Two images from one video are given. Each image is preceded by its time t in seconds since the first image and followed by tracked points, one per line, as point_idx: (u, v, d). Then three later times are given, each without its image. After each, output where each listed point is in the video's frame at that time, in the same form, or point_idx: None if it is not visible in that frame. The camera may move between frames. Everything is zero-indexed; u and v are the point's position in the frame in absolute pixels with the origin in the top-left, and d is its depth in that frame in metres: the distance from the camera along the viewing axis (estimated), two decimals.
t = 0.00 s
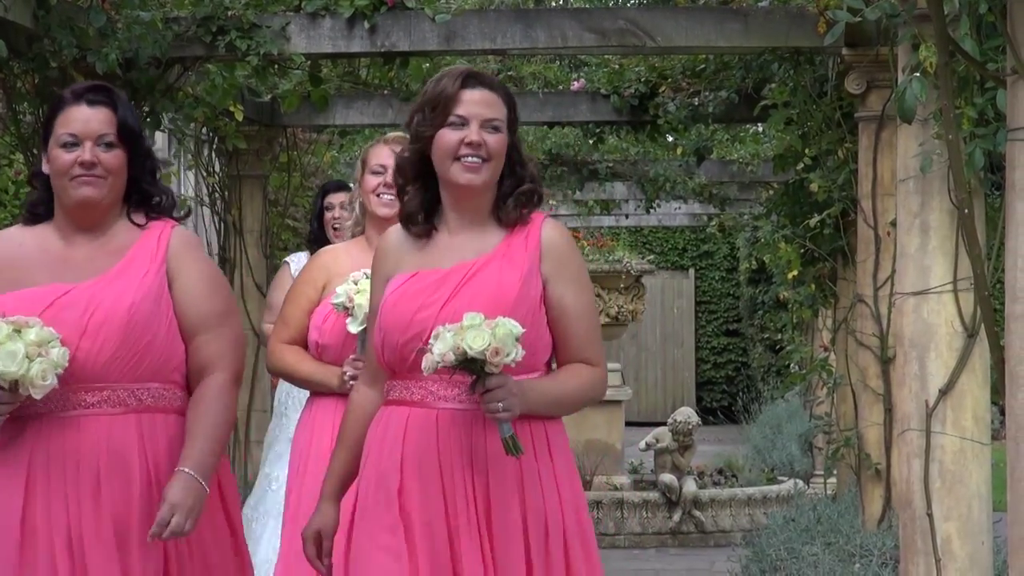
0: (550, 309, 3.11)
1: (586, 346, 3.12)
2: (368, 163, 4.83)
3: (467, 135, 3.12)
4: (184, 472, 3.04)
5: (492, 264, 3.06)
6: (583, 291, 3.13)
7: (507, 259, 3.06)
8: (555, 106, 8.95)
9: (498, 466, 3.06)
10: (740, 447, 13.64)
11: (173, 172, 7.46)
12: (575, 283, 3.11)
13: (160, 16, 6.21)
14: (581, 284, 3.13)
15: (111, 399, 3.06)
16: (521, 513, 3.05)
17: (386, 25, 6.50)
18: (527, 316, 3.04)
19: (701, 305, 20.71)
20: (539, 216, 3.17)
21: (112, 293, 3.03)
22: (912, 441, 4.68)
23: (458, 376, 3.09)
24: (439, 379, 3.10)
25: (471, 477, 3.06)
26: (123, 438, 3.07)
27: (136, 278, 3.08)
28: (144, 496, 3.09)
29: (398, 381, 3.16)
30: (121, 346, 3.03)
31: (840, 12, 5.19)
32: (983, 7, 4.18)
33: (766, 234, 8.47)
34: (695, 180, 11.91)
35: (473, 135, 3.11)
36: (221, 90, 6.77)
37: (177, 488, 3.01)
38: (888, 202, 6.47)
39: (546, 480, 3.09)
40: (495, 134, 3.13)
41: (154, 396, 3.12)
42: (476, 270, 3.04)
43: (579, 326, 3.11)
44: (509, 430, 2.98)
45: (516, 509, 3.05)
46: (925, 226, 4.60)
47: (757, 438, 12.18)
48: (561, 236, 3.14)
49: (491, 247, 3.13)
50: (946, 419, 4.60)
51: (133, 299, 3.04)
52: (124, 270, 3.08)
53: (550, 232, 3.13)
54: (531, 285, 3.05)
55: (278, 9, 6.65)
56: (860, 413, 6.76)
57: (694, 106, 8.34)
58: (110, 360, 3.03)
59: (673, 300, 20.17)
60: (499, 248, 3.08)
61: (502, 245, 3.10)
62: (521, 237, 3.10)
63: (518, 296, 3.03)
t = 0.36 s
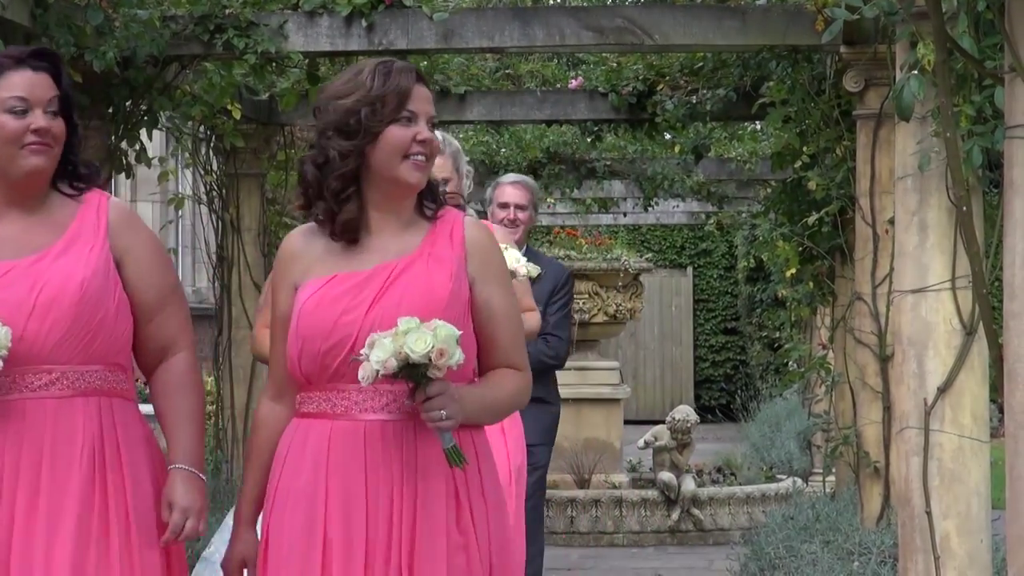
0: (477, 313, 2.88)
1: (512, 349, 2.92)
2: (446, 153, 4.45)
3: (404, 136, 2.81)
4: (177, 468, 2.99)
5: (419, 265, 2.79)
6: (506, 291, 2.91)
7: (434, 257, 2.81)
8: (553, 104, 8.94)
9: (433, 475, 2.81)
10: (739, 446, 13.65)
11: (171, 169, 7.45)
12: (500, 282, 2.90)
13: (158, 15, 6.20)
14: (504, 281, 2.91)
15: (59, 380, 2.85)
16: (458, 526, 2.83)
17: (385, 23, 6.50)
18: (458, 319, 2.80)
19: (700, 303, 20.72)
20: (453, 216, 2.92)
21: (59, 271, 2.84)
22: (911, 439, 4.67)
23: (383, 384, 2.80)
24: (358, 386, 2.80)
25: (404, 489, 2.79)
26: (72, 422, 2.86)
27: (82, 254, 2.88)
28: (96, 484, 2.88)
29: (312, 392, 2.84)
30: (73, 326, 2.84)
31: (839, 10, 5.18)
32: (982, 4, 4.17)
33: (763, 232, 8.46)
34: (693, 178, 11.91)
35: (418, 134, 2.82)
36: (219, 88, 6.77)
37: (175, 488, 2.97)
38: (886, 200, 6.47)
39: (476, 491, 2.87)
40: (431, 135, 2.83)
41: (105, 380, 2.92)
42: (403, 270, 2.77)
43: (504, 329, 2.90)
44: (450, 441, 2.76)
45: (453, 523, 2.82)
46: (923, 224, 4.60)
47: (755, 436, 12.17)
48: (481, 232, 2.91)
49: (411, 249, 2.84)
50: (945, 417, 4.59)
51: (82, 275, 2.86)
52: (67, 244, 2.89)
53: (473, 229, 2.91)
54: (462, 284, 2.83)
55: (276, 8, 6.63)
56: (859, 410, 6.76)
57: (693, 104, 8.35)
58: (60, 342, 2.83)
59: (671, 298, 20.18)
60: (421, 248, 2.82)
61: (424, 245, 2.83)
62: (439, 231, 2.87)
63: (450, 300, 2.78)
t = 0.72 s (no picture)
0: (423, 325, 2.60)
1: (464, 367, 2.63)
2: (454, 147, 4.34)
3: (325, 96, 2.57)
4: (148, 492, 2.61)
5: (358, 273, 2.52)
6: (461, 303, 2.64)
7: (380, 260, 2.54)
8: (554, 103, 8.94)
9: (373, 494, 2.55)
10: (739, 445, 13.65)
11: (172, 167, 7.44)
12: (449, 292, 2.62)
13: (159, 13, 6.20)
14: (455, 290, 2.63)
15: (41, 388, 2.54)
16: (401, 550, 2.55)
17: (385, 22, 6.49)
18: (398, 328, 2.53)
19: (700, 303, 20.73)
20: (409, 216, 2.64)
21: (48, 273, 2.55)
22: (911, 439, 4.67)
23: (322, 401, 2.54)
24: (296, 402, 2.54)
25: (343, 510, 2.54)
26: (54, 434, 2.54)
27: (72, 262, 2.59)
28: (78, 505, 2.55)
29: (248, 408, 2.60)
30: (60, 328, 2.54)
31: (840, 11, 5.17)
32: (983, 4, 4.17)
33: (763, 231, 8.47)
34: (693, 178, 11.90)
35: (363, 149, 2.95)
36: (219, 87, 6.77)
37: (139, 518, 2.58)
38: (886, 201, 6.47)
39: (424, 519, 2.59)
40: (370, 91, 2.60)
41: (85, 393, 2.59)
42: (344, 274, 2.52)
43: (453, 347, 2.62)
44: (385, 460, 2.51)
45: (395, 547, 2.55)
46: (924, 224, 4.61)
47: (756, 436, 12.17)
48: (435, 238, 2.63)
49: (351, 251, 2.57)
50: (945, 417, 4.59)
51: (70, 280, 2.56)
52: (58, 249, 2.60)
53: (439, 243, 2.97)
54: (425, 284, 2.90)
55: (277, 6, 6.62)
56: (859, 411, 6.76)
57: (693, 104, 8.35)
58: (45, 345, 2.53)
59: (671, 298, 20.17)
60: (368, 247, 2.57)
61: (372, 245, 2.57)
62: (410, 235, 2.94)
63: (387, 308, 2.52)
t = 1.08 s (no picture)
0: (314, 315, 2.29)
1: (367, 361, 2.30)
2: (445, 141, 4.18)
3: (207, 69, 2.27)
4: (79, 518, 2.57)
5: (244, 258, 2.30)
6: (373, 290, 2.30)
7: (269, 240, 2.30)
8: (555, 104, 8.93)
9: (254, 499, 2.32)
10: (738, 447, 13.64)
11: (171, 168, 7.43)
12: (352, 285, 2.28)
13: (160, 13, 6.19)
14: (368, 286, 2.29)
15: None
16: (278, 565, 2.31)
17: (386, 23, 6.49)
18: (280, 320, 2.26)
19: (700, 305, 20.74)
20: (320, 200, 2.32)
21: None
22: (911, 441, 4.67)
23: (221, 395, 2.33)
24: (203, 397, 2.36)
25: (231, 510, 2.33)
26: None
27: (22, 258, 2.55)
28: (23, 519, 2.53)
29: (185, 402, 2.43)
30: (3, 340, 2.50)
31: (841, 12, 5.17)
32: (985, 7, 4.17)
33: (762, 233, 8.46)
34: (694, 180, 11.89)
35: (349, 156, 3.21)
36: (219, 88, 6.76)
37: (70, 547, 2.56)
38: (887, 202, 6.49)
39: (324, 528, 2.31)
40: (234, 60, 2.24)
41: (35, 400, 2.56)
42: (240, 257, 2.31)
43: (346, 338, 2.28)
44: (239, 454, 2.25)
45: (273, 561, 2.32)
46: (924, 227, 4.62)
47: (756, 438, 12.17)
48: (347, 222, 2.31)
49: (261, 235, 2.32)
50: (945, 419, 4.59)
51: (16, 284, 2.52)
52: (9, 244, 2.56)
53: (430, 257, 3.24)
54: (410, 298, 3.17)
55: (277, 7, 6.61)
56: (860, 413, 6.75)
57: (694, 106, 8.32)
58: None
59: (671, 299, 20.17)
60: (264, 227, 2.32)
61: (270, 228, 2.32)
62: (404, 255, 3.23)
63: (263, 297, 2.26)
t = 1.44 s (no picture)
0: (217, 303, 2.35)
1: (275, 339, 2.35)
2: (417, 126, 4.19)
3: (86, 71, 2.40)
4: None
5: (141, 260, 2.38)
6: (270, 268, 2.36)
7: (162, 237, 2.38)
8: (555, 103, 8.93)
9: (168, 493, 2.41)
10: (738, 446, 13.64)
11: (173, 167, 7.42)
12: (243, 266, 2.34)
13: (160, 13, 6.20)
14: (260, 264, 2.35)
15: None
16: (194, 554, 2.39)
17: (386, 23, 6.49)
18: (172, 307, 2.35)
19: (700, 304, 20.76)
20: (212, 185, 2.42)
21: None
22: (911, 441, 4.67)
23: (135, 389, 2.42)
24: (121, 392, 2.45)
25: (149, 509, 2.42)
26: None
27: None
28: None
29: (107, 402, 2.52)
30: None
31: (841, 12, 5.17)
32: (984, 7, 4.18)
33: (763, 233, 8.46)
34: (694, 179, 11.89)
35: (345, 122, 3.33)
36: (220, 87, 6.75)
37: None
38: (887, 202, 6.50)
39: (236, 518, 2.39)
40: (106, 56, 2.39)
41: None
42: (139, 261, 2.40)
43: (248, 319, 2.34)
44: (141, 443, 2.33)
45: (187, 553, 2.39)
46: (924, 226, 4.61)
47: (756, 438, 12.17)
48: (236, 203, 2.38)
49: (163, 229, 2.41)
50: (945, 419, 4.59)
51: None
52: None
53: (435, 229, 3.31)
54: (410, 272, 3.24)
55: (279, 6, 6.60)
56: (860, 413, 6.75)
57: (694, 105, 8.34)
58: None
59: (671, 298, 20.18)
60: (161, 228, 2.41)
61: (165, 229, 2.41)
62: (406, 226, 3.31)
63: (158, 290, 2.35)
